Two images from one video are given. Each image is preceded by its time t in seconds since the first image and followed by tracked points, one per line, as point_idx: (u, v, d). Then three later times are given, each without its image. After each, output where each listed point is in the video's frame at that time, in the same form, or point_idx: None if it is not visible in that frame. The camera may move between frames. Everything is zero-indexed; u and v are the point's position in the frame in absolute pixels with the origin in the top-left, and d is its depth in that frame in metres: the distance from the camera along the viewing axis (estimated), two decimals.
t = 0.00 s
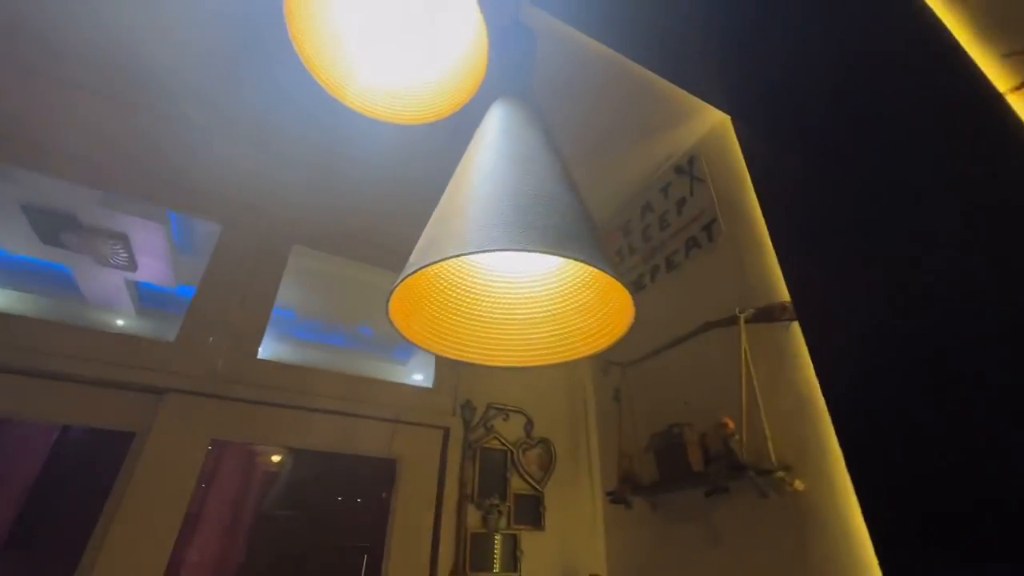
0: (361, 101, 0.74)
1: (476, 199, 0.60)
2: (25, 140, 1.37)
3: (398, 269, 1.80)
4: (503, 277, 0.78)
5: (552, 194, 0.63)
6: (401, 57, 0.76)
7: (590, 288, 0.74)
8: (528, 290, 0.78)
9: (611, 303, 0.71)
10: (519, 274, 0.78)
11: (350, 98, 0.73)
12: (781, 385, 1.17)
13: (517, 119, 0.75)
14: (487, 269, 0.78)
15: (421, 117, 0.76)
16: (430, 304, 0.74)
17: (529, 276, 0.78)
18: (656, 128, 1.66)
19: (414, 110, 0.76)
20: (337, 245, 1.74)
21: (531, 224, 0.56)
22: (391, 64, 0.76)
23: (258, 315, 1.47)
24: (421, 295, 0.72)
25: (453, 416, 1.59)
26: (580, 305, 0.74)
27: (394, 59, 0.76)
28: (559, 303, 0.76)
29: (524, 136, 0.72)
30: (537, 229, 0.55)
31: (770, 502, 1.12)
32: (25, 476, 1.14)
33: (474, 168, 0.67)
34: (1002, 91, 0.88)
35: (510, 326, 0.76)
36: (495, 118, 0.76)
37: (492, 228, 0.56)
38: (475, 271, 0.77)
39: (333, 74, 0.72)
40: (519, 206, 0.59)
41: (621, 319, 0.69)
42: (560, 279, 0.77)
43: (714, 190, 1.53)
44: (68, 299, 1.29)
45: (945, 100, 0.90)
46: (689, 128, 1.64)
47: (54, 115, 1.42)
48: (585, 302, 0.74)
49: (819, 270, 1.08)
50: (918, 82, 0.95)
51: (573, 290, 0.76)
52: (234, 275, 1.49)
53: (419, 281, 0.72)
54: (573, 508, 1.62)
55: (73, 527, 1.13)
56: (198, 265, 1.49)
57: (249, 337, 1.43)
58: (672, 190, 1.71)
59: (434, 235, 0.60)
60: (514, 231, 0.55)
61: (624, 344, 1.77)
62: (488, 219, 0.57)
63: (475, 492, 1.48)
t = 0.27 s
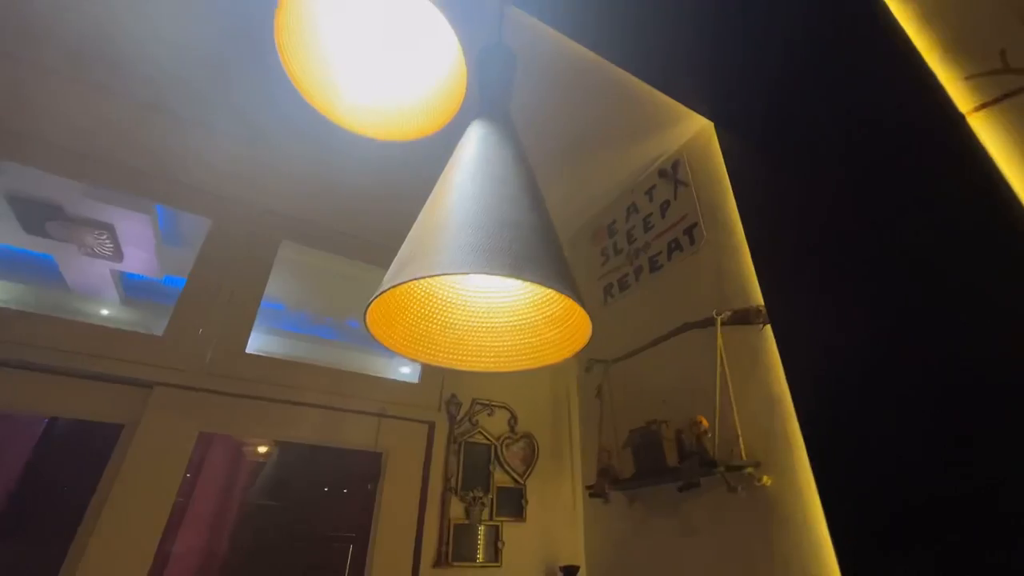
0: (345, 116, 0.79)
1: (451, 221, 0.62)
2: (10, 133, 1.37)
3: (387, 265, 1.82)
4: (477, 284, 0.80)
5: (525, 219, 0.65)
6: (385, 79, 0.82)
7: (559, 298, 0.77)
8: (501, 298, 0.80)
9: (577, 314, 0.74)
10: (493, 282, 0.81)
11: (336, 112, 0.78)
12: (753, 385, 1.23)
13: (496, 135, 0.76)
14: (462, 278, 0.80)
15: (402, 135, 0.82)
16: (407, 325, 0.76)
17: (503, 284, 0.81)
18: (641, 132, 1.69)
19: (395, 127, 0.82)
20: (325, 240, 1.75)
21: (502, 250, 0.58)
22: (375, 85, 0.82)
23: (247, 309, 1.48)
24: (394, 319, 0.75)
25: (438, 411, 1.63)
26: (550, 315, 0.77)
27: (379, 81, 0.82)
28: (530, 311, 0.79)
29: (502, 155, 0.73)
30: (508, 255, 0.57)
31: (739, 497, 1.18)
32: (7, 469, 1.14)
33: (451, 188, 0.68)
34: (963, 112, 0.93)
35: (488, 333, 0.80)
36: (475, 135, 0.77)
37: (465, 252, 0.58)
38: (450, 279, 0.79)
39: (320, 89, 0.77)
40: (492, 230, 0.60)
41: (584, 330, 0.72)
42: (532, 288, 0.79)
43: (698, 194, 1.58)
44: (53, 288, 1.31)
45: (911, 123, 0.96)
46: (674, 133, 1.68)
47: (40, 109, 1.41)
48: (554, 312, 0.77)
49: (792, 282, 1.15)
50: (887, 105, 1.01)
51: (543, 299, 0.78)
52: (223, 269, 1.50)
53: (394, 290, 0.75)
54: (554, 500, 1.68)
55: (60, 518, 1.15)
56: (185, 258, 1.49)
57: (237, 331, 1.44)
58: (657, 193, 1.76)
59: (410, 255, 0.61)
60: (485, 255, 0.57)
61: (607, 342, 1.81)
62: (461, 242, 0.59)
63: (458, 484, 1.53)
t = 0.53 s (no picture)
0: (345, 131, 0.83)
1: (437, 242, 0.64)
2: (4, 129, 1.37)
3: (380, 262, 1.85)
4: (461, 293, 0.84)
5: (510, 241, 0.67)
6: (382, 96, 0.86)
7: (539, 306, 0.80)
8: (484, 305, 0.84)
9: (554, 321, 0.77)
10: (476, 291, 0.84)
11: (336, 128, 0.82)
12: (730, 383, 1.29)
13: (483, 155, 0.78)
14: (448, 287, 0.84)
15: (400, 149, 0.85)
16: (395, 336, 0.80)
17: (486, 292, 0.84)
18: (629, 136, 1.75)
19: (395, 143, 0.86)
20: (318, 236, 1.76)
21: (486, 271, 0.61)
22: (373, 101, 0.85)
23: (241, 304, 1.51)
24: (384, 331, 0.79)
25: (429, 406, 1.67)
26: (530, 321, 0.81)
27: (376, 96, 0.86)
28: (512, 318, 0.82)
29: (488, 176, 0.75)
30: (491, 277, 0.60)
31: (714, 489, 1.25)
32: (5, 462, 1.17)
33: (440, 207, 0.70)
34: (928, 128, 1.06)
35: (470, 341, 0.84)
36: (464, 152, 0.79)
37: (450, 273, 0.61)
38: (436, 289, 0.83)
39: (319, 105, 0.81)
40: (477, 252, 0.63)
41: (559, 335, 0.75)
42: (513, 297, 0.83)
43: (683, 197, 1.64)
44: (45, 281, 1.32)
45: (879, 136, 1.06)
46: (660, 139, 1.75)
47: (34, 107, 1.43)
48: (534, 319, 0.80)
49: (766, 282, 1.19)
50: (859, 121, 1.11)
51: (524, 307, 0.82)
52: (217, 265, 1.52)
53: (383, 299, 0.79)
54: (540, 492, 1.74)
55: (58, 509, 1.18)
56: (179, 253, 1.51)
57: (231, 327, 1.47)
58: (644, 197, 1.82)
59: (399, 272, 0.64)
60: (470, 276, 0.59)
61: (594, 340, 1.87)
62: (447, 262, 0.61)
63: (447, 477, 1.58)
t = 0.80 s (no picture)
0: (344, 157, 0.86)
1: (425, 264, 0.66)
2: None
3: (371, 262, 1.89)
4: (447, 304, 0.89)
5: (496, 264, 0.69)
6: (373, 120, 0.90)
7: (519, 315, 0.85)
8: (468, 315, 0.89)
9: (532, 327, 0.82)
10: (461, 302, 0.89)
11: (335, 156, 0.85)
12: (705, 382, 1.37)
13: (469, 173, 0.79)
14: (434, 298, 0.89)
15: (401, 167, 0.89)
16: (384, 345, 0.84)
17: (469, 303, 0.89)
18: (615, 141, 1.81)
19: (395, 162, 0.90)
20: (310, 236, 1.79)
21: (473, 295, 0.62)
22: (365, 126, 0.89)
23: (235, 303, 1.54)
24: (373, 341, 0.83)
25: (419, 402, 1.72)
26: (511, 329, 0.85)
27: (368, 120, 0.89)
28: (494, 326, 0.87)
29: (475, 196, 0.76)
30: (477, 301, 0.61)
31: (688, 483, 1.32)
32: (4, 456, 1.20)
33: (428, 228, 0.71)
34: (890, 144, 1.13)
35: (452, 349, 0.88)
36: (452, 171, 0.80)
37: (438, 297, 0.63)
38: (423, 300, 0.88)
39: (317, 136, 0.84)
40: (463, 275, 0.64)
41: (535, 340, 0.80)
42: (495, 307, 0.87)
43: (665, 203, 1.71)
44: (37, 277, 1.34)
45: (844, 153, 1.14)
46: (644, 144, 1.81)
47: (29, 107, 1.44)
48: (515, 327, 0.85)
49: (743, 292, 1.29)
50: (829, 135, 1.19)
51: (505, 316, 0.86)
52: (211, 264, 1.55)
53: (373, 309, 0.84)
54: (526, 485, 1.80)
55: (56, 502, 1.21)
56: (172, 251, 1.54)
57: (225, 325, 1.50)
58: (629, 200, 1.89)
59: (388, 294, 0.65)
60: (456, 300, 0.61)
61: (579, 339, 1.93)
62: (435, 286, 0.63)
63: (436, 471, 1.63)
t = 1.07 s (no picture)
0: (333, 172, 0.89)
1: (414, 283, 0.67)
2: None
3: (359, 260, 1.93)
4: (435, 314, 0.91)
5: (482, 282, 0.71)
6: (368, 135, 0.93)
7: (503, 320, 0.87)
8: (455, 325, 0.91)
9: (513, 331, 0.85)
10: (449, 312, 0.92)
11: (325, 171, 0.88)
12: (678, 380, 1.45)
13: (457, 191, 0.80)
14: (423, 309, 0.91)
15: (389, 185, 0.92)
16: (373, 356, 0.87)
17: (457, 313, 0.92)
18: (599, 145, 1.86)
19: (384, 180, 0.93)
20: (298, 234, 1.82)
21: (461, 315, 0.64)
22: (358, 141, 0.92)
23: (224, 301, 1.57)
24: (364, 348, 0.85)
25: (405, 398, 1.77)
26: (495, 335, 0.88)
27: (362, 135, 0.93)
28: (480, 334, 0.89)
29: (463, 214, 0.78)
30: (467, 322, 0.64)
31: (660, 476, 1.41)
32: None
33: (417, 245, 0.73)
34: (852, 160, 1.20)
35: (437, 355, 0.91)
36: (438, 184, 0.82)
37: (426, 316, 0.65)
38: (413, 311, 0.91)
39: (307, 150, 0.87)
40: (451, 294, 0.66)
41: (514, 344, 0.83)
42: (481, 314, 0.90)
43: (645, 207, 1.77)
44: (20, 271, 1.34)
45: (812, 172, 1.23)
46: (627, 149, 1.87)
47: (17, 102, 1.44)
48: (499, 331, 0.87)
49: (716, 297, 1.37)
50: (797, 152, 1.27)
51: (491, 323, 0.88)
52: (200, 261, 1.57)
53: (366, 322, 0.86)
54: (508, 478, 1.87)
55: (49, 495, 1.24)
56: (161, 248, 1.56)
57: (215, 322, 1.53)
58: (611, 203, 1.95)
59: (380, 313, 0.67)
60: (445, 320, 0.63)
61: (562, 337, 2.00)
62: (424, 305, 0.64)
63: (421, 464, 1.69)
